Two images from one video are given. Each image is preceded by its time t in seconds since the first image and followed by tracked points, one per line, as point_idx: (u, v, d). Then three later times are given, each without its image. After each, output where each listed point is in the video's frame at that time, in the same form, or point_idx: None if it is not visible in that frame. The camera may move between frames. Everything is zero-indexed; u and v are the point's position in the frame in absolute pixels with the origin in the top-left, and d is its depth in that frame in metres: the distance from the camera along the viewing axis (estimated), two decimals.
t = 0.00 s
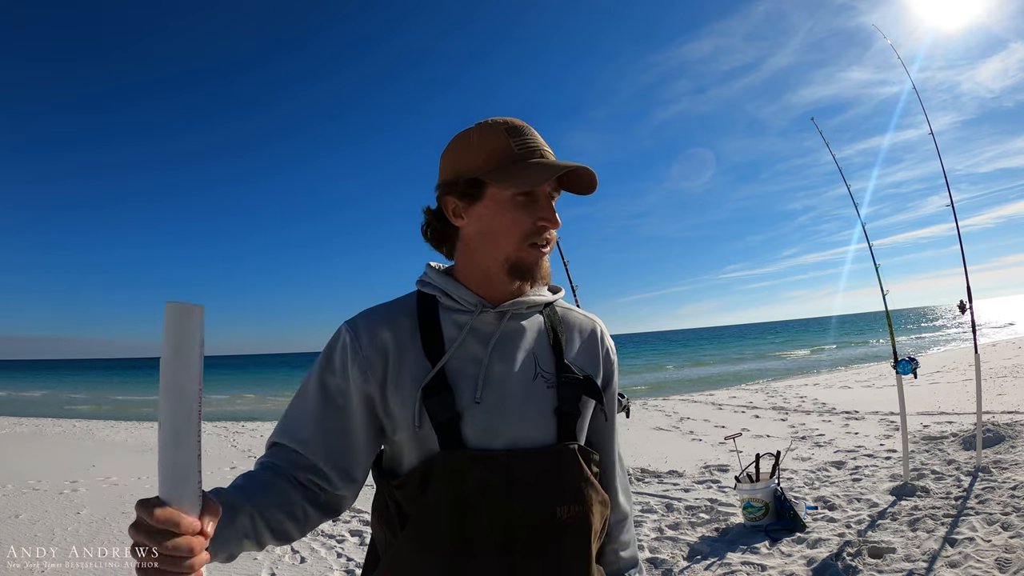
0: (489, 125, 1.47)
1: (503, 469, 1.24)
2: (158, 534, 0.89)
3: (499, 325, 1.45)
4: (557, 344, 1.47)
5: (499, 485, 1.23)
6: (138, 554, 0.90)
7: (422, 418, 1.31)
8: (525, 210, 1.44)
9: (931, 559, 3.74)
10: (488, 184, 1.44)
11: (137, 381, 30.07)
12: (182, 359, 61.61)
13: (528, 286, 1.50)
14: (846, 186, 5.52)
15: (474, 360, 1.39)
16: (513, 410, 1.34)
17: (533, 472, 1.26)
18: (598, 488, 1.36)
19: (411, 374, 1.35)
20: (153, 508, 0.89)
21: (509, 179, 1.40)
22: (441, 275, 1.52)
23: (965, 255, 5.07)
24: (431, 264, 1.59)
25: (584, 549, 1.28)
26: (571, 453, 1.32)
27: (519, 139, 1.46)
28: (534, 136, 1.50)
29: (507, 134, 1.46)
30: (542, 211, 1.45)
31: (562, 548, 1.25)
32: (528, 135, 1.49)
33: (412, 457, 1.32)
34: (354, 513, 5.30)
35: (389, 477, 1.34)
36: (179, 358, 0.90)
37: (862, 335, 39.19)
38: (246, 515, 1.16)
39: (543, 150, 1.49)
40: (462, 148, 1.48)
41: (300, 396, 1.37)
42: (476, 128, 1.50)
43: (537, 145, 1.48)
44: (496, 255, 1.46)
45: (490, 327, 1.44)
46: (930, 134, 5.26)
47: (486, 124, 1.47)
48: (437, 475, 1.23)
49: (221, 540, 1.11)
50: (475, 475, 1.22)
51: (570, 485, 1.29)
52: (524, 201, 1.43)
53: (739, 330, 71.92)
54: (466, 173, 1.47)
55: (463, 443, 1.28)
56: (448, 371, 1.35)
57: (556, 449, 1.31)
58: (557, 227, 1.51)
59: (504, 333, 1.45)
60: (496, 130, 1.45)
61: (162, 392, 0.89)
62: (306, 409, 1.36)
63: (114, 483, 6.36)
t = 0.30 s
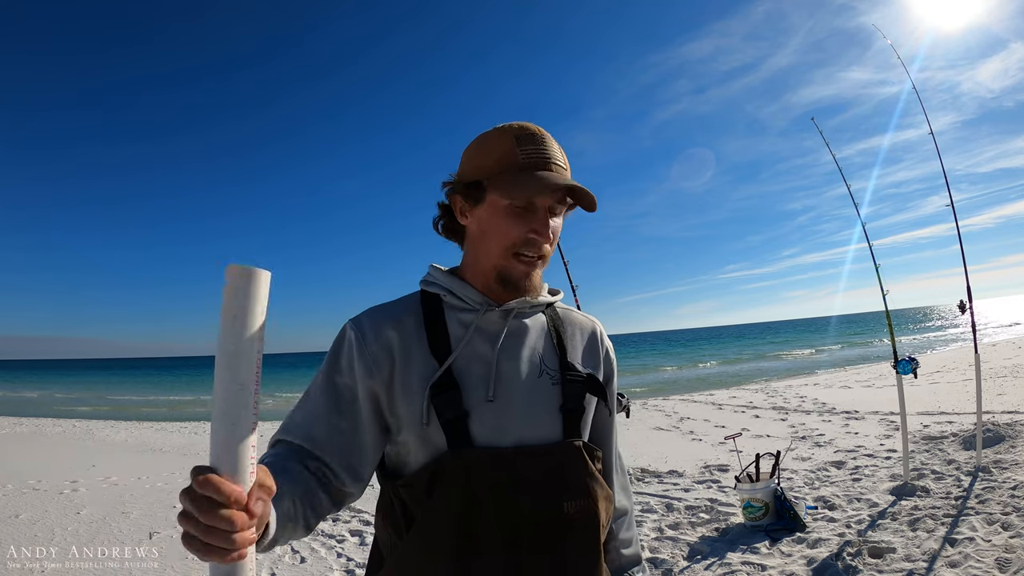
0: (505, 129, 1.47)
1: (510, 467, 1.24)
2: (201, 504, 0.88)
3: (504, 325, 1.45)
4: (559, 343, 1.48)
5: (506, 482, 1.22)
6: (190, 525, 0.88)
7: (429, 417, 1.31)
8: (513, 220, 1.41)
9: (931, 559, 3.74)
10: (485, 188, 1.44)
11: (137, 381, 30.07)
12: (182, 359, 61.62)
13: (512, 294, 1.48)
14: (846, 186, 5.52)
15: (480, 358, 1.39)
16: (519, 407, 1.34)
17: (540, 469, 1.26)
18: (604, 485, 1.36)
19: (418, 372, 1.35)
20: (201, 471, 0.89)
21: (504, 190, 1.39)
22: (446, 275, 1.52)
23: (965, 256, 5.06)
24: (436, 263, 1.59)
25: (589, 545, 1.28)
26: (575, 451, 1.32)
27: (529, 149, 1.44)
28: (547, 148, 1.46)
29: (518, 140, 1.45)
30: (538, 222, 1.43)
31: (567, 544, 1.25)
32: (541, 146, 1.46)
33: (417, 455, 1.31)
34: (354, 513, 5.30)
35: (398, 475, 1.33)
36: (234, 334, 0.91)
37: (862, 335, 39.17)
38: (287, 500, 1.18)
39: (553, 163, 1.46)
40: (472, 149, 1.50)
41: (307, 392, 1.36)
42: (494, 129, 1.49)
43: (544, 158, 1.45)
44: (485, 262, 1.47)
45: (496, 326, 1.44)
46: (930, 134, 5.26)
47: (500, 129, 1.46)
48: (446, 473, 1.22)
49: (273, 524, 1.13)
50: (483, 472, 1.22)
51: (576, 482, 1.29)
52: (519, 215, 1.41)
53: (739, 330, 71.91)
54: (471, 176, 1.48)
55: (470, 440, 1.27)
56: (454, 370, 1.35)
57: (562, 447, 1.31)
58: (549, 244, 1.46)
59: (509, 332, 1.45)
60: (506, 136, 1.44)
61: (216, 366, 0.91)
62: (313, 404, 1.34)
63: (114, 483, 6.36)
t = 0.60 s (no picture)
0: (488, 137, 1.42)
1: (497, 468, 1.24)
2: (240, 409, 0.98)
3: (496, 326, 1.45)
4: (554, 344, 1.47)
5: (493, 484, 1.22)
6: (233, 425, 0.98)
7: (418, 415, 1.31)
8: (487, 240, 1.40)
9: (931, 559, 3.74)
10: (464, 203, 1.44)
11: (137, 381, 30.06)
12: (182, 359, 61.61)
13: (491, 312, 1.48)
14: (846, 186, 5.51)
15: (470, 358, 1.39)
16: (509, 408, 1.34)
17: (528, 471, 1.26)
18: (595, 488, 1.36)
19: (408, 369, 1.36)
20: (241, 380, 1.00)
21: (480, 207, 1.38)
22: (441, 274, 1.52)
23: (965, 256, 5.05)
24: (433, 263, 1.60)
25: (580, 548, 1.28)
26: (566, 454, 1.32)
27: (508, 165, 1.39)
28: (527, 165, 1.40)
29: (498, 153, 1.40)
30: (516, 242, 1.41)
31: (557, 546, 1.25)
32: (522, 162, 1.40)
33: (405, 453, 1.32)
34: (354, 513, 5.30)
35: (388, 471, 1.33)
36: (275, 267, 1.00)
37: (862, 335, 39.18)
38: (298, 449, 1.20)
39: (542, 182, 1.43)
40: (458, 157, 1.48)
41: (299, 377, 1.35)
42: (490, 130, 1.44)
43: (521, 176, 1.39)
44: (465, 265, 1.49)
45: (488, 326, 1.45)
46: (931, 133, 5.25)
47: (482, 138, 1.42)
48: (433, 473, 1.23)
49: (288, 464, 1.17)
50: (470, 473, 1.22)
51: (566, 484, 1.29)
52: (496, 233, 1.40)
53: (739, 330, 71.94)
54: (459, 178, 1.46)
55: (458, 441, 1.27)
56: (445, 370, 1.35)
57: (552, 448, 1.31)
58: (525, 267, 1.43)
59: (501, 333, 1.45)
60: (486, 148, 1.40)
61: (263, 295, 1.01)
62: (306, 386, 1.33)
63: (114, 483, 6.36)
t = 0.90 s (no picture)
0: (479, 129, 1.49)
1: (500, 467, 1.24)
2: (277, 366, 1.07)
3: (503, 327, 1.45)
4: (560, 346, 1.46)
5: (496, 483, 1.22)
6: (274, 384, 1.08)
7: (422, 413, 1.31)
8: (497, 218, 1.44)
9: (931, 559, 3.74)
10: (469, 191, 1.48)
11: (137, 381, 30.08)
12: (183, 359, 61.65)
13: (510, 294, 1.49)
14: (846, 186, 5.50)
15: (476, 358, 1.39)
16: (514, 407, 1.34)
17: (531, 470, 1.26)
18: (596, 489, 1.35)
19: (415, 369, 1.36)
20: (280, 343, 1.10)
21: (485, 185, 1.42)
22: (450, 275, 1.53)
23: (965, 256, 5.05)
24: (444, 263, 1.61)
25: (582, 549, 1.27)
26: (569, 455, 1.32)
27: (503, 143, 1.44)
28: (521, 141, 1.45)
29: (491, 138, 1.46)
30: (508, 222, 1.44)
31: (559, 548, 1.24)
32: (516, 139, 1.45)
33: (409, 450, 1.32)
34: (354, 513, 5.30)
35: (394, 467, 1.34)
36: (314, 249, 1.13)
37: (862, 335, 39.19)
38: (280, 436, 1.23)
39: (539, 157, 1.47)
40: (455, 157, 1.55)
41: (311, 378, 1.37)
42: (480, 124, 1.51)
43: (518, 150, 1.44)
44: (475, 255, 1.52)
45: (493, 327, 1.45)
46: (931, 133, 5.24)
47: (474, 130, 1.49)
48: (437, 472, 1.23)
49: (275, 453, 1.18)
50: (473, 471, 1.22)
51: (569, 484, 1.28)
52: (487, 216, 1.44)
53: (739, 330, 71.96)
54: (457, 173, 1.52)
55: (462, 440, 1.28)
56: (450, 369, 1.35)
57: (555, 449, 1.31)
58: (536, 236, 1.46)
59: (507, 334, 1.45)
60: (480, 135, 1.46)
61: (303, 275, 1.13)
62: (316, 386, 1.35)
63: (114, 483, 6.36)
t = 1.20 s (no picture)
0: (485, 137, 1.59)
1: (509, 462, 1.24)
2: (312, 437, 1.08)
3: (515, 327, 1.46)
4: (572, 345, 1.46)
5: (504, 478, 1.22)
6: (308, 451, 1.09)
7: (434, 410, 1.32)
8: (496, 208, 1.46)
9: (931, 559, 3.74)
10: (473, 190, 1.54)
11: (137, 381, 30.07)
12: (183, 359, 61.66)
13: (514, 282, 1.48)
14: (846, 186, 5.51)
15: (487, 357, 1.40)
16: (524, 405, 1.34)
17: (539, 466, 1.26)
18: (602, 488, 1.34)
19: (429, 367, 1.37)
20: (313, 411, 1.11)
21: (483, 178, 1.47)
22: (463, 276, 1.55)
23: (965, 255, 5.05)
24: (459, 267, 1.64)
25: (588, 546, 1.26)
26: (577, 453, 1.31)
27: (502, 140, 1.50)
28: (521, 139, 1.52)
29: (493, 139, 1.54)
30: (507, 212, 1.45)
31: (563, 545, 1.23)
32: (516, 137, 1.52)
33: (421, 447, 1.33)
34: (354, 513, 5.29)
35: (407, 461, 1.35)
36: (344, 314, 1.13)
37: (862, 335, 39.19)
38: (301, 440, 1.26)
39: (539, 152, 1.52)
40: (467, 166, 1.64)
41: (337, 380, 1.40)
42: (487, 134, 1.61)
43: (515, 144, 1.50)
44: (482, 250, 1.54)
45: (505, 327, 1.45)
46: (931, 133, 5.25)
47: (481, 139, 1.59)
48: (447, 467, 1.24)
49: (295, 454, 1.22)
50: (482, 466, 1.23)
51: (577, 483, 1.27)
52: (487, 208, 1.47)
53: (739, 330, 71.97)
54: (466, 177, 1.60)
55: (473, 435, 1.28)
56: (462, 367, 1.36)
57: (564, 447, 1.30)
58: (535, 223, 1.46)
59: (519, 334, 1.45)
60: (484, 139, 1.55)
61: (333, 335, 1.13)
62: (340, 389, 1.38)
63: (114, 483, 6.35)
